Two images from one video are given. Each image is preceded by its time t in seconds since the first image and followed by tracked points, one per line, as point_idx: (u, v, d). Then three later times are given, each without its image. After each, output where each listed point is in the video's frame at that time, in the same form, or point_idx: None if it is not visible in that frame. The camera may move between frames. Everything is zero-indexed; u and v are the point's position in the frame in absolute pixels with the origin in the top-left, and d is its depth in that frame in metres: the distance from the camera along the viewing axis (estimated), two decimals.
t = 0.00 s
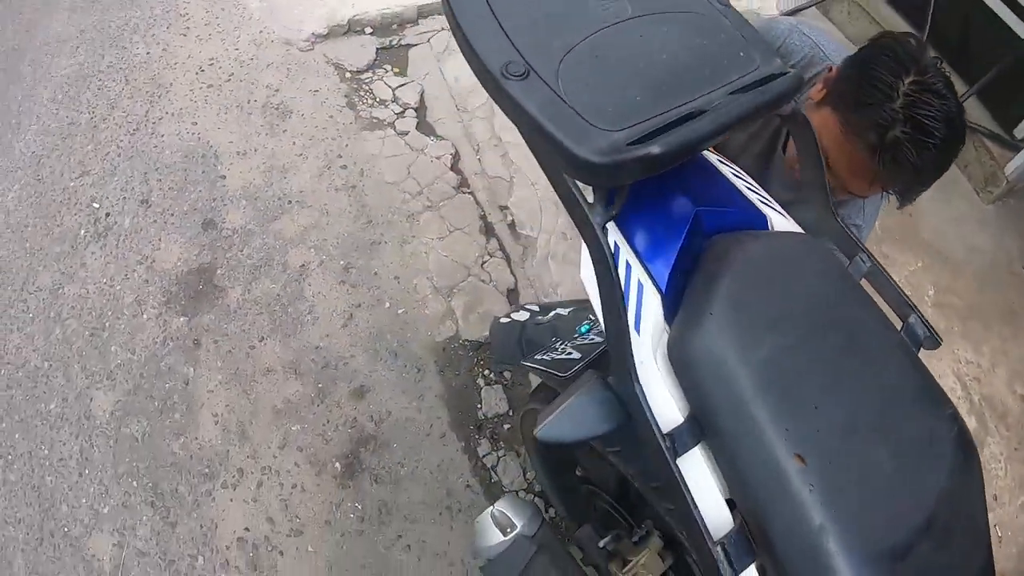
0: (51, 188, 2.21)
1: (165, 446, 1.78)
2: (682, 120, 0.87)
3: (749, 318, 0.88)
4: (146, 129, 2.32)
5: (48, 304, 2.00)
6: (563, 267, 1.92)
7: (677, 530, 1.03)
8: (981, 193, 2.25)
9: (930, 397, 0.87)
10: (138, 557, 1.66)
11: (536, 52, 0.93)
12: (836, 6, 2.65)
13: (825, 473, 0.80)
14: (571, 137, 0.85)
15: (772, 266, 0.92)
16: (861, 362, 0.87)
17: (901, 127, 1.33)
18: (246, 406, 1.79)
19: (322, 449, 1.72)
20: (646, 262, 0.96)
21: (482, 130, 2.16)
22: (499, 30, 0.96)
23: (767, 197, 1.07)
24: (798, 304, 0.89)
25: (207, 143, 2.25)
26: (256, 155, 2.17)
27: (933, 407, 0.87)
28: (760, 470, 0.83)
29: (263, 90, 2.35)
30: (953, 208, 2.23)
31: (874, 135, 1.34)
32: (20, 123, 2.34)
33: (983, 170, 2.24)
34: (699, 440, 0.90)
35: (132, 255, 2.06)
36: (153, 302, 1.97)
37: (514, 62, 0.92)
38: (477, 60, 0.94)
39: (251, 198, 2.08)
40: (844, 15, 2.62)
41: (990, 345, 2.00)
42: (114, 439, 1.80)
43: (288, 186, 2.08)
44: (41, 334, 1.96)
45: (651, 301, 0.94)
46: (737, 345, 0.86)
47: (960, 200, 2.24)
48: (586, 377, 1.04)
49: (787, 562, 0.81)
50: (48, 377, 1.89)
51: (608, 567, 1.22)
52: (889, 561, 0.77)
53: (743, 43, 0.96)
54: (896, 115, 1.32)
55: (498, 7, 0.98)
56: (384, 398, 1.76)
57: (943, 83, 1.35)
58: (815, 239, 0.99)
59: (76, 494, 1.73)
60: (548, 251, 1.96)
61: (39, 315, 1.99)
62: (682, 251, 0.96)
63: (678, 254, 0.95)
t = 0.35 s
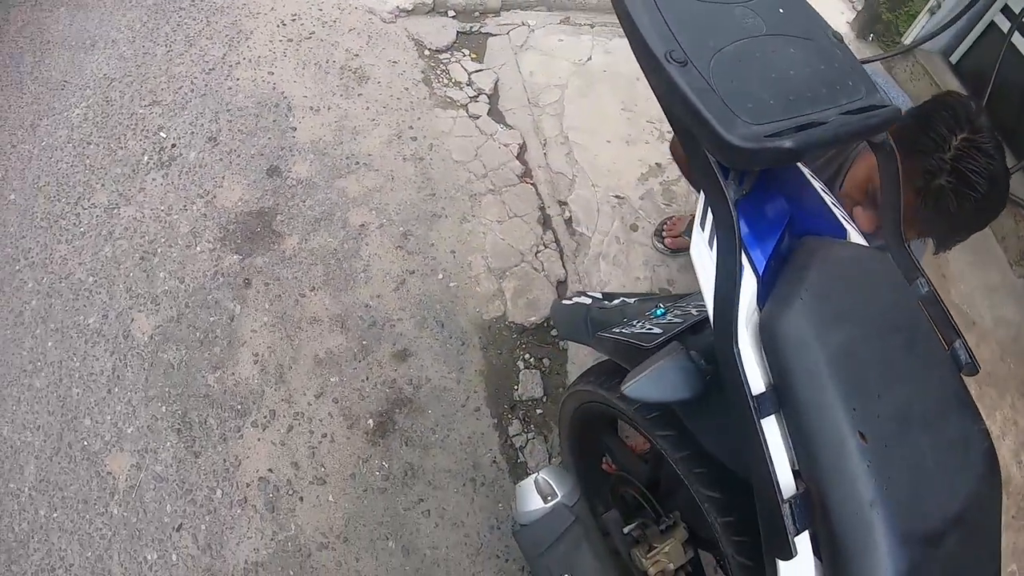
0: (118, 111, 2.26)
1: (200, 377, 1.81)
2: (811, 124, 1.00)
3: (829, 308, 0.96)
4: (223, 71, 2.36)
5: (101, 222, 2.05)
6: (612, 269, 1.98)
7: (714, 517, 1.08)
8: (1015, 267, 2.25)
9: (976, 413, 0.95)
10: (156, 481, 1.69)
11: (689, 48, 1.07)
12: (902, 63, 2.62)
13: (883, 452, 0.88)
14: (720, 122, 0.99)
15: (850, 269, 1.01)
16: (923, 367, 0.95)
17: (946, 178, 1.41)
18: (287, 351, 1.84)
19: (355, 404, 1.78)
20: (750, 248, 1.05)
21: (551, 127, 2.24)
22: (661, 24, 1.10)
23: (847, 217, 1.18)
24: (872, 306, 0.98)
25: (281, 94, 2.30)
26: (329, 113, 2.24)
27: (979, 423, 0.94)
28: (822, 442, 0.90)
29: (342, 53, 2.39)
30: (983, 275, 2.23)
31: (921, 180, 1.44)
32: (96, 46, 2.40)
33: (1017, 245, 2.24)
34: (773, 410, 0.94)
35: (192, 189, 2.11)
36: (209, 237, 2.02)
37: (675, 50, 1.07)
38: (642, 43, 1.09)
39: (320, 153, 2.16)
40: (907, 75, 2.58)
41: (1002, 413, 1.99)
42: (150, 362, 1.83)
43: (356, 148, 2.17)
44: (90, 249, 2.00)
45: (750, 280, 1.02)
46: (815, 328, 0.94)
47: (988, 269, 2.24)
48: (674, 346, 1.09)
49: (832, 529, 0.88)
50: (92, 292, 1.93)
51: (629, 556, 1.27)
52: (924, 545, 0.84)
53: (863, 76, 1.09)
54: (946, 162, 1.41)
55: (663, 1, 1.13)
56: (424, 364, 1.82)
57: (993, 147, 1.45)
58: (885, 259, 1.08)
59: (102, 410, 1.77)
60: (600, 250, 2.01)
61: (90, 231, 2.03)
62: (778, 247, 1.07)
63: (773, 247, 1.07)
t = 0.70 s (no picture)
0: (130, 100, 2.30)
1: (205, 362, 1.85)
2: (802, 120, 1.03)
3: (819, 300, 1.02)
4: (234, 64, 2.40)
5: (111, 208, 2.08)
6: (614, 267, 2.01)
7: (707, 505, 1.11)
8: (1014, 275, 2.27)
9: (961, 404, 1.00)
10: (160, 463, 1.72)
11: (687, 49, 1.11)
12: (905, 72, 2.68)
13: (865, 436, 0.93)
14: (715, 117, 1.03)
15: (841, 265, 1.06)
16: (909, 358, 1.00)
17: (910, 178, 1.49)
18: (292, 338, 1.88)
19: (359, 392, 1.81)
20: (743, 239, 1.09)
21: (557, 127, 2.28)
22: (661, 25, 1.14)
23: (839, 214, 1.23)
24: (861, 299, 1.03)
25: (292, 87, 2.33)
26: (338, 108, 2.28)
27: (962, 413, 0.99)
28: (808, 426, 0.95)
29: (352, 49, 2.43)
30: (983, 283, 2.27)
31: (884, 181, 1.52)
32: (109, 36, 2.44)
33: (1017, 254, 2.27)
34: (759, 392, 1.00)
35: (202, 178, 2.14)
36: (218, 226, 2.05)
37: (675, 49, 1.11)
38: (646, 44, 1.13)
39: (329, 146, 2.20)
40: (911, 83, 2.63)
41: (998, 420, 2.03)
42: (157, 346, 1.87)
43: (365, 142, 2.20)
44: (99, 235, 2.04)
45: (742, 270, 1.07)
46: (805, 319, 1.00)
47: (987, 277, 2.28)
48: (669, 333, 1.13)
49: (817, 507, 0.92)
50: (101, 277, 1.97)
51: (624, 545, 1.31)
52: (905, 525, 0.88)
53: (855, 79, 1.12)
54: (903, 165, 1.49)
55: (664, 5, 1.17)
56: (427, 355, 1.86)
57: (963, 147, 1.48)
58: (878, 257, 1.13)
59: (108, 392, 1.80)
60: (603, 248, 2.04)
61: (100, 217, 2.07)
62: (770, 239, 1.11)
63: (766, 238, 1.12)
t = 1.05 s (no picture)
0: (136, 98, 2.31)
1: (207, 358, 1.86)
2: (799, 124, 1.05)
3: (815, 301, 1.04)
4: (241, 64, 2.41)
5: (116, 205, 2.10)
6: (615, 270, 2.03)
7: (704, 505, 1.12)
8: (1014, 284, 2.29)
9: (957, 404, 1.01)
10: (160, 458, 1.73)
11: (688, 52, 1.13)
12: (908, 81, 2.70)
13: (859, 435, 0.94)
14: (714, 118, 1.04)
15: (838, 267, 1.08)
16: (905, 359, 1.01)
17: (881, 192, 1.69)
18: (295, 336, 1.89)
19: (360, 390, 1.82)
20: (742, 241, 1.12)
21: (560, 130, 2.29)
22: (663, 28, 1.16)
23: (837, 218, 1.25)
24: (858, 300, 1.04)
25: (297, 88, 2.35)
26: (343, 109, 2.30)
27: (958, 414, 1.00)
28: (804, 425, 0.97)
29: (358, 50, 2.45)
30: (983, 292, 2.28)
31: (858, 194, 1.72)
32: (116, 34, 2.46)
33: (1018, 263, 2.29)
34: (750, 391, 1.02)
35: (207, 176, 2.16)
36: (222, 224, 2.07)
37: (675, 52, 1.13)
38: (647, 46, 1.14)
39: (334, 146, 2.21)
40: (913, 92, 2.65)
41: (996, 428, 2.04)
42: (159, 342, 1.88)
43: (369, 143, 2.22)
44: (104, 231, 2.05)
45: (739, 272, 1.10)
46: (801, 320, 1.02)
47: (988, 285, 2.29)
48: (668, 333, 1.15)
49: (812, 506, 0.94)
50: (105, 273, 1.98)
51: (621, 544, 1.33)
52: (898, 525, 0.90)
53: (852, 84, 1.14)
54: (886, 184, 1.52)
55: (666, 9, 1.19)
56: (427, 355, 1.87)
57: (929, 165, 1.69)
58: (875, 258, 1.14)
59: (109, 387, 1.81)
60: (604, 251, 2.06)
61: (105, 213, 2.08)
62: (769, 241, 1.13)
63: (764, 240, 1.13)
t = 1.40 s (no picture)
0: (146, 90, 2.31)
1: (216, 349, 1.86)
2: (817, 112, 1.04)
3: (832, 291, 1.03)
4: (250, 57, 2.41)
5: (125, 196, 2.10)
6: (625, 264, 2.02)
7: (717, 497, 1.12)
8: None
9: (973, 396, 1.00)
10: (169, 449, 1.73)
11: (706, 38, 1.12)
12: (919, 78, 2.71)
13: (876, 426, 0.94)
14: (732, 105, 1.04)
15: (854, 258, 1.07)
16: (922, 351, 1.00)
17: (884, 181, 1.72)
18: (304, 328, 1.89)
19: (369, 382, 1.82)
20: (759, 230, 1.11)
21: (570, 125, 2.29)
22: (680, 15, 1.15)
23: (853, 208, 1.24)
24: (874, 290, 1.04)
25: (307, 81, 2.35)
26: (353, 102, 2.29)
27: (974, 405, 0.99)
28: (821, 414, 0.96)
29: (368, 43, 2.44)
30: (993, 290, 2.27)
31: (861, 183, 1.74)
32: (126, 26, 2.46)
33: None
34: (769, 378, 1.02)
35: (216, 168, 2.16)
36: (232, 216, 2.06)
37: (693, 39, 1.12)
38: (664, 32, 1.14)
39: (344, 139, 2.21)
40: (924, 90, 2.67)
41: (1005, 427, 2.03)
42: (168, 333, 1.88)
43: (379, 136, 2.21)
44: (113, 222, 2.05)
45: (757, 260, 1.09)
46: (818, 310, 1.01)
47: (997, 285, 2.28)
48: (682, 322, 1.15)
49: (828, 497, 0.93)
50: (114, 263, 1.98)
51: (632, 538, 1.31)
52: (916, 516, 0.89)
53: (868, 74, 1.13)
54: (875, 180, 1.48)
55: None
56: (437, 348, 1.86)
57: (926, 154, 1.74)
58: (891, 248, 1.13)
59: (118, 377, 1.81)
60: (614, 246, 2.05)
61: (114, 205, 2.08)
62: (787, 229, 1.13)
63: (781, 229, 1.13)
